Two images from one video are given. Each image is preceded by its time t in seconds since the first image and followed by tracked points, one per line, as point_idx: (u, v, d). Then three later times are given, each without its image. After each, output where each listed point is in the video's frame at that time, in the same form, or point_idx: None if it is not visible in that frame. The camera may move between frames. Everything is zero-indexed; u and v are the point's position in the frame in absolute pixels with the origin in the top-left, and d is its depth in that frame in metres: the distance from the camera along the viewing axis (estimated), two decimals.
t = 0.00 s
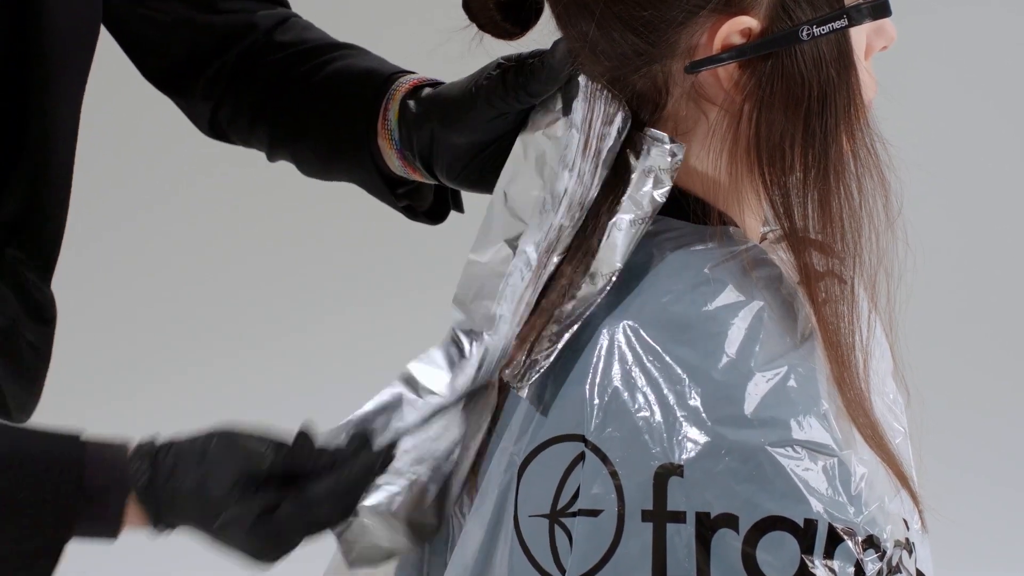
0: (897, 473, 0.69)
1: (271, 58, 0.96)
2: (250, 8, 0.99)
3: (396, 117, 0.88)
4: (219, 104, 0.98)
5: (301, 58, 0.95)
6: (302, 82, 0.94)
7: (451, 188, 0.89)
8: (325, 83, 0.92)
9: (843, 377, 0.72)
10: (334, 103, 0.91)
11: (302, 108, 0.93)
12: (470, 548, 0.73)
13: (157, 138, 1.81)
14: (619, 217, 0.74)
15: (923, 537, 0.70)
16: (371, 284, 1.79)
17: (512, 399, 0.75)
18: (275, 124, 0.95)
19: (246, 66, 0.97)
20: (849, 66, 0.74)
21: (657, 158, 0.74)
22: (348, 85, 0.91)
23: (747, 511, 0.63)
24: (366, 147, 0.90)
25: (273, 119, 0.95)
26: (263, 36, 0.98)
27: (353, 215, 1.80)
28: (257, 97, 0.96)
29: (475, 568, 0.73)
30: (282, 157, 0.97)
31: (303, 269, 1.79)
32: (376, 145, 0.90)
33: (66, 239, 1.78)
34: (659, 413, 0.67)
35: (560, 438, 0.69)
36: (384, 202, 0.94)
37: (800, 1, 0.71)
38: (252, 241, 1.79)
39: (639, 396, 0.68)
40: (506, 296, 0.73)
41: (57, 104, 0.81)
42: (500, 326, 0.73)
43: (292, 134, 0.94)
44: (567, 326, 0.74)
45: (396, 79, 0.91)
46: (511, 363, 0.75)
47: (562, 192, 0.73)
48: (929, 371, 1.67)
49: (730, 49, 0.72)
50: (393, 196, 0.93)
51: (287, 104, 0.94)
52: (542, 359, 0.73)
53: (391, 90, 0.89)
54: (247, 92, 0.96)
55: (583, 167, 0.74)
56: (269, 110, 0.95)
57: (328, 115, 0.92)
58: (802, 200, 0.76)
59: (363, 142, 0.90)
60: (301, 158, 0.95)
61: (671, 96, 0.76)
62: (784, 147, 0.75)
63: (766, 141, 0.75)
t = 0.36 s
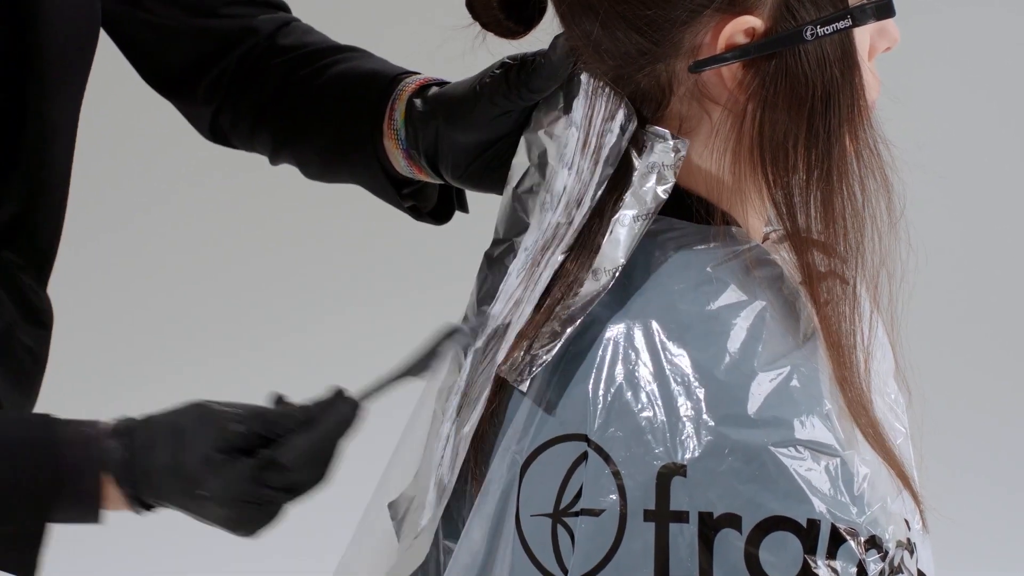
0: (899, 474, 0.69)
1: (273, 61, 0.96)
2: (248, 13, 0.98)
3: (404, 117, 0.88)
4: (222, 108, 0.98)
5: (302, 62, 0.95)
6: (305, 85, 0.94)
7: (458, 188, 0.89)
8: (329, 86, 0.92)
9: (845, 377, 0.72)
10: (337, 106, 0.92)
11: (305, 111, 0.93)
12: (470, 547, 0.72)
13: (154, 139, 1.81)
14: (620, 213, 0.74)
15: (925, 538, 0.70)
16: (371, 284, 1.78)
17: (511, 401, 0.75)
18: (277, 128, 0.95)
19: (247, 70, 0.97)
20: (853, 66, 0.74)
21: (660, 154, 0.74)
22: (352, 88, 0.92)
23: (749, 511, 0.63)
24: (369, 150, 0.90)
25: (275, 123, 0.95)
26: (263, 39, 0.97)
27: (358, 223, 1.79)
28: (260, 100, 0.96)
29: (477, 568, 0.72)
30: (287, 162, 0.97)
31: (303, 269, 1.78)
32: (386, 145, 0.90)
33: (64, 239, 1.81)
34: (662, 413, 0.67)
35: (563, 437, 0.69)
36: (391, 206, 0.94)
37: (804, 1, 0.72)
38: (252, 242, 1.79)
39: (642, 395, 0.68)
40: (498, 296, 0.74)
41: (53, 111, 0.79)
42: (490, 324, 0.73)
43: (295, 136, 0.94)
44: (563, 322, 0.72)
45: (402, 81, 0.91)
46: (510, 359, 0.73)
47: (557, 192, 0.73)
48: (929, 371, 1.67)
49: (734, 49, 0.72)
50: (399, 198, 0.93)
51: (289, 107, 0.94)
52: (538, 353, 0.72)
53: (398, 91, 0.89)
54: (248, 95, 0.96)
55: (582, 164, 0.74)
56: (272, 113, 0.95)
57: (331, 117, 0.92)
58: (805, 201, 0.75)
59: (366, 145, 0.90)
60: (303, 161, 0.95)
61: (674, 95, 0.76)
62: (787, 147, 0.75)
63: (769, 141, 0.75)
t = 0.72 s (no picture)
0: (898, 473, 0.69)
1: (274, 62, 0.96)
2: (246, 15, 0.99)
3: (402, 121, 0.87)
4: (219, 110, 0.97)
5: (300, 64, 0.95)
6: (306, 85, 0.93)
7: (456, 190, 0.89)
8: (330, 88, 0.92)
9: (844, 376, 0.72)
10: (337, 106, 0.91)
11: (305, 112, 0.93)
12: (471, 545, 0.73)
13: (149, 137, 1.78)
14: (617, 211, 0.74)
15: (924, 538, 0.70)
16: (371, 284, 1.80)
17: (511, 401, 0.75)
18: (275, 129, 0.94)
19: (245, 72, 0.96)
20: (851, 65, 0.74)
21: (657, 152, 0.74)
22: (353, 89, 0.91)
23: (748, 510, 0.63)
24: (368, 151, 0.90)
25: (274, 124, 0.94)
26: (261, 42, 0.97)
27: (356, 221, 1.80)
28: (259, 102, 0.95)
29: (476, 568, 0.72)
30: (284, 165, 0.96)
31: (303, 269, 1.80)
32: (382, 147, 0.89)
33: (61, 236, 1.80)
34: (660, 413, 0.67)
35: (562, 438, 0.69)
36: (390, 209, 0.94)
37: None
38: (248, 243, 1.80)
39: (640, 396, 0.68)
40: (496, 297, 0.76)
41: (53, 111, 0.81)
42: (489, 324, 0.76)
43: (295, 137, 0.93)
44: (561, 320, 0.73)
45: (401, 83, 0.90)
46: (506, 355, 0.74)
47: (553, 193, 0.76)
48: (929, 371, 1.67)
49: (732, 48, 0.72)
50: (398, 200, 0.93)
51: (289, 108, 0.94)
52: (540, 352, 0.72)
53: (397, 94, 0.89)
54: (247, 97, 0.96)
55: (578, 164, 0.76)
56: (273, 115, 0.94)
57: (330, 116, 0.92)
58: (804, 200, 0.75)
59: (366, 145, 0.90)
60: (299, 163, 0.95)
61: (672, 94, 0.76)
62: (785, 146, 0.75)
63: (767, 140, 0.75)
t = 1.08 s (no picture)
0: (898, 471, 0.69)
1: (269, 69, 0.96)
2: (241, 18, 0.98)
3: (399, 119, 0.87)
4: (214, 113, 0.97)
5: (295, 71, 0.95)
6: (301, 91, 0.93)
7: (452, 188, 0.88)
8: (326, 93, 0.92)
9: (842, 374, 0.72)
10: (334, 110, 0.91)
11: (301, 118, 0.92)
12: (470, 545, 0.72)
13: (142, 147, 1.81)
14: (614, 213, 0.74)
15: (923, 536, 0.70)
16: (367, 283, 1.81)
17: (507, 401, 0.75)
18: (271, 135, 0.94)
19: (241, 79, 0.96)
20: (848, 65, 0.74)
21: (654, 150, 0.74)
22: (350, 91, 0.91)
23: (747, 509, 0.63)
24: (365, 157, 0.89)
25: (270, 131, 0.94)
26: (256, 48, 0.97)
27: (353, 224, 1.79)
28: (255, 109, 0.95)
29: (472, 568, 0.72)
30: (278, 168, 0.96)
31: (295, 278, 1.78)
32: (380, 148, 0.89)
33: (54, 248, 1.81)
34: (660, 411, 0.67)
35: (561, 437, 0.69)
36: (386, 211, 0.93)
37: None
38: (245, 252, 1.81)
39: (639, 395, 0.68)
40: (493, 300, 0.72)
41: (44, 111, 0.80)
42: (485, 329, 0.72)
43: (292, 143, 0.93)
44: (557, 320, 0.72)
45: (398, 82, 0.90)
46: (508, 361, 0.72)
47: (551, 194, 0.74)
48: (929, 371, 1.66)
49: (729, 48, 0.72)
50: (391, 202, 0.92)
51: (284, 114, 0.93)
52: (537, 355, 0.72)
53: (393, 93, 0.89)
54: (242, 107, 0.96)
55: (574, 164, 0.75)
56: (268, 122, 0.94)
57: (327, 119, 0.91)
58: (801, 199, 0.75)
59: (364, 148, 0.89)
60: (295, 166, 0.94)
61: (669, 92, 0.76)
62: (782, 145, 0.75)
63: (764, 139, 0.75)
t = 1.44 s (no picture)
0: (896, 467, 0.69)
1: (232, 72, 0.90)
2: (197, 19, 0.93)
3: (378, 126, 0.82)
4: (174, 119, 0.91)
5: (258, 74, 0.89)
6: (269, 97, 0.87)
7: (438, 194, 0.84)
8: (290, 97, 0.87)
9: (839, 370, 0.72)
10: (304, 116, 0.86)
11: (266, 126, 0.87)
12: (467, 545, 0.72)
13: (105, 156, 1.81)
14: (614, 214, 0.73)
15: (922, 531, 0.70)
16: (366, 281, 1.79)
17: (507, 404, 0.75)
18: (239, 145, 0.89)
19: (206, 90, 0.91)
20: (841, 63, 0.75)
21: (654, 152, 0.73)
22: (317, 96, 0.86)
23: (744, 505, 0.63)
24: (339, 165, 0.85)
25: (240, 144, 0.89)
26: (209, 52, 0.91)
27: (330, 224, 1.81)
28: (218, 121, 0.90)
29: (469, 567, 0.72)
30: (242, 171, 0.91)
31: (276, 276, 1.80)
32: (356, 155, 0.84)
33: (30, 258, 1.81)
34: (657, 408, 0.67)
35: (559, 435, 0.69)
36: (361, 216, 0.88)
37: None
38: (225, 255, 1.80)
39: (637, 392, 0.68)
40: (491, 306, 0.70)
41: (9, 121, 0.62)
42: (485, 334, 0.71)
43: (255, 154, 0.88)
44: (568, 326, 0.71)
45: (374, 86, 0.85)
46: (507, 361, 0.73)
47: (547, 195, 0.71)
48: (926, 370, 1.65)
49: (723, 47, 0.72)
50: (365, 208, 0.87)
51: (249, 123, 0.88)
52: (542, 355, 0.71)
53: (373, 96, 0.84)
54: (205, 120, 0.90)
55: (568, 164, 0.72)
56: (233, 138, 0.89)
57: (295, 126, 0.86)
58: (796, 197, 0.75)
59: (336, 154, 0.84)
60: (260, 171, 0.89)
61: (663, 92, 0.76)
62: (777, 144, 0.75)
63: (758, 138, 0.75)
